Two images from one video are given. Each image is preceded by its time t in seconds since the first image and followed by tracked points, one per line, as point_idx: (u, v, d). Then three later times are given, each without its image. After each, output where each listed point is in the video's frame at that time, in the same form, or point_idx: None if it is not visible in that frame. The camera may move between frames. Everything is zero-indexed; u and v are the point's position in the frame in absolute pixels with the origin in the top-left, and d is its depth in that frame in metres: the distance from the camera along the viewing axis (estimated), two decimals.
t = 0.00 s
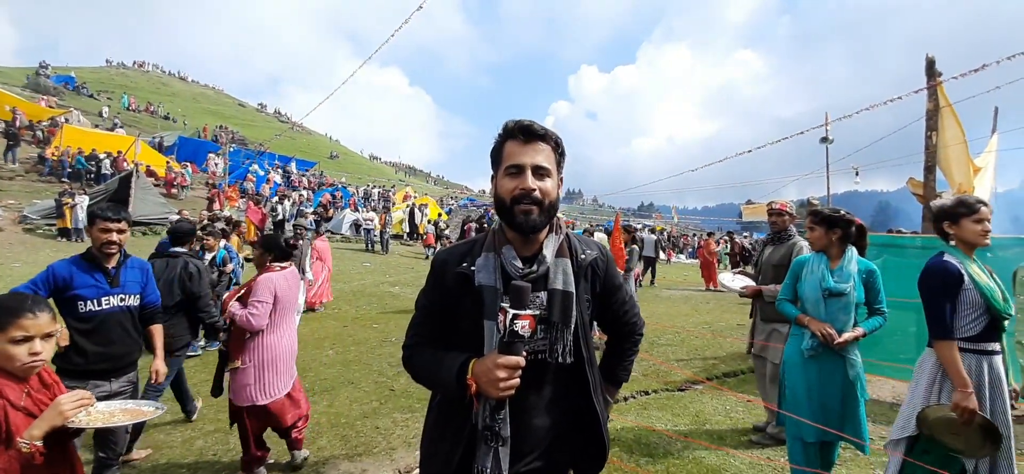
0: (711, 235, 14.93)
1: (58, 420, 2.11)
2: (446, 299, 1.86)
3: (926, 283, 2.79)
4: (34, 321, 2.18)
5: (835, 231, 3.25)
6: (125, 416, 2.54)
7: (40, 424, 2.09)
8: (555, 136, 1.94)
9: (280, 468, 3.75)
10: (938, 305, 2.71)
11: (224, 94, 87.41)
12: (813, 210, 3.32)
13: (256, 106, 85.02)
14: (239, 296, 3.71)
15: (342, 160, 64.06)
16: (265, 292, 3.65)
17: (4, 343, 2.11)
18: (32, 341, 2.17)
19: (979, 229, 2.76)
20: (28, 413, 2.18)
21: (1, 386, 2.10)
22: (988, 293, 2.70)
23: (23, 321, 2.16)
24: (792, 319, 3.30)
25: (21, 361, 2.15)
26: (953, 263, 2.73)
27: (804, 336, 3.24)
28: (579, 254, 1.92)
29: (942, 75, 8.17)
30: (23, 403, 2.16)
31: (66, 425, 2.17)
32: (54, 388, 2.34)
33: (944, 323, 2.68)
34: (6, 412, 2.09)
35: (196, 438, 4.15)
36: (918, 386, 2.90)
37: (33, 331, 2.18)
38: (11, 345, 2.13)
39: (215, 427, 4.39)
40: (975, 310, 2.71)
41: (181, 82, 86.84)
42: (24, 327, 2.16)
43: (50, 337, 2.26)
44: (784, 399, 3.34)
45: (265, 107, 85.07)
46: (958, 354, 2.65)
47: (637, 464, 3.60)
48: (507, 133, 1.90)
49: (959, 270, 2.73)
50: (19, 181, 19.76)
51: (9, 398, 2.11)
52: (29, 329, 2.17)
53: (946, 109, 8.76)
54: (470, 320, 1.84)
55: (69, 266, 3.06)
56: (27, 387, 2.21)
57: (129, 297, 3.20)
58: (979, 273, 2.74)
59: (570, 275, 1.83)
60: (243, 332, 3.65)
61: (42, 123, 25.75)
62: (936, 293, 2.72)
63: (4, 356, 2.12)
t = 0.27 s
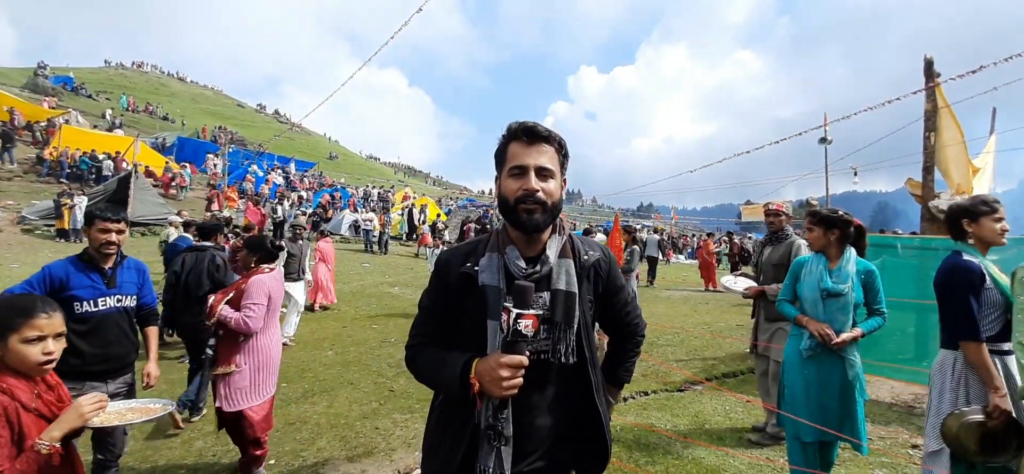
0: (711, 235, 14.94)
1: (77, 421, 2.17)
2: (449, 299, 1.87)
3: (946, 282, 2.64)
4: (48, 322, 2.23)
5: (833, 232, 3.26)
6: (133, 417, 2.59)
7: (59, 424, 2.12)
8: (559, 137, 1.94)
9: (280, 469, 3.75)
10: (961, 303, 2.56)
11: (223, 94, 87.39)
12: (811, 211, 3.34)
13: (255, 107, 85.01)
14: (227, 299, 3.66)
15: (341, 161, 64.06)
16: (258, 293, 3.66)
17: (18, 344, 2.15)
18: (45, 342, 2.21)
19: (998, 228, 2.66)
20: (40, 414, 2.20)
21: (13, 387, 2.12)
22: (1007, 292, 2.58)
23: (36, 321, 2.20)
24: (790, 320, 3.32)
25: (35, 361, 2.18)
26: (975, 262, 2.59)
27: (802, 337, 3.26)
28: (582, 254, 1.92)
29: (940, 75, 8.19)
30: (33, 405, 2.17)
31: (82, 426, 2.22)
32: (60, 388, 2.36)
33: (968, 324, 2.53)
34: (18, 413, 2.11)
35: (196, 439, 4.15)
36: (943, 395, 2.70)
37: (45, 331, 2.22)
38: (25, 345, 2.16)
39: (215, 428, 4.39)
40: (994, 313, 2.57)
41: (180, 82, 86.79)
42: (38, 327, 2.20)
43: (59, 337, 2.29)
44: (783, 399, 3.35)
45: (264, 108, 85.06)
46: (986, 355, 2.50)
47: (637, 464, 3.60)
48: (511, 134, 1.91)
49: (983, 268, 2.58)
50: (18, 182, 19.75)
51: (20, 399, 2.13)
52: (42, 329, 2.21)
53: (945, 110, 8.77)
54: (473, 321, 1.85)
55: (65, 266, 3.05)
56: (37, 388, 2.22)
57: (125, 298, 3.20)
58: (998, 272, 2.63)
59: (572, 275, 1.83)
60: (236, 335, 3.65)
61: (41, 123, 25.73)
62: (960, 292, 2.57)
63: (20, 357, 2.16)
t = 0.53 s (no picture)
0: (711, 236, 14.95)
1: (92, 421, 2.17)
2: (451, 299, 1.87)
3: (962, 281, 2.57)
4: (58, 323, 2.23)
5: (831, 233, 3.27)
6: (142, 415, 2.65)
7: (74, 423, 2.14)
8: (560, 138, 1.94)
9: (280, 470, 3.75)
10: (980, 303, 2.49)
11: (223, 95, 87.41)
12: (811, 211, 3.34)
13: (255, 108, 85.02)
14: (216, 302, 3.69)
15: (341, 162, 64.08)
16: (250, 292, 3.72)
17: (29, 345, 2.15)
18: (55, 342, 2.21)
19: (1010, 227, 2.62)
20: (50, 413, 2.23)
21: (24, 387, 2.15)
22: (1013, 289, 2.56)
23: (48, 322, 2.20)
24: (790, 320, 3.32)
25: (45, 362, 2.19)
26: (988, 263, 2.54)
27: (802, 337, 3.26)
28: (584, 255, 1.91)
29: (940, 76, 8.20)
30: (45, 404, 2.21)
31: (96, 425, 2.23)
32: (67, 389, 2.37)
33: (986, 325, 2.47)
34: (30, 413, 2.14)
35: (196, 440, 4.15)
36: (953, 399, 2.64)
37: (56, 331, 2.23)
38: (36, 346, 2.17)
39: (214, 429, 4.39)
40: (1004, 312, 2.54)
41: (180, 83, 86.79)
42: (49, 328, 2.20)
43: (67, 338, 2.30)
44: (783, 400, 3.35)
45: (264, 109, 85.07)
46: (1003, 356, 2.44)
47: (638, 465, 3.60)
48: (513, 135, 1.91)
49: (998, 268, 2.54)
50: (18, 183, 19.75)
51: (32, 398, 2.16)
52: (54, 330, 2.21)
53: (944, 110, 8.78)
54: (475, 321, 1.85)
55: (57, 268, 3.05)
56: (47, 388, 2.25)
57: (118, 299, 3.20)
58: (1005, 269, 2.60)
59: (574, 276, 1.83)
60: (229, 336, 3.65)
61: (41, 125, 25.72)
62: (976, 293, 2.51)
63: (30, 359, 2.16)
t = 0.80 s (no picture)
0: (711, 236, 14.95)
1: (102, 422, 2.21)
2: (452, 299, 1.87)
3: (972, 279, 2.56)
4: (69, 323, 2.27)
5: (829, 233, 3.27)
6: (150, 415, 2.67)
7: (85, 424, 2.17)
8: (560, 138, 1.93)
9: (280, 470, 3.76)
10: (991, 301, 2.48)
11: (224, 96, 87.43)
12: (810, 211, 3.34)
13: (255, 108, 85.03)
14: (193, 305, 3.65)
15: (342, 162, 64.11)
16: (228, 294, 3.71)
17: (41, 345, 2.18)
18: (65, 343, 2.25)
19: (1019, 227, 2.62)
20: (58, 415, 2.23)
21: (33, 389, 2.16)
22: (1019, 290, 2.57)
23: (59, 323, 2.24)
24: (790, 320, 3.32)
25: (56, 362, 2.22)
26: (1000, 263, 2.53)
27: (802, 337, 3.25)
28: (585, 255, 1.91)
29: (939, 75, 8.19)
30: (53, 406, 2.20)
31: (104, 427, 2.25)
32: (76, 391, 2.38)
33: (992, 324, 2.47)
34: (39, 414, 2.14)
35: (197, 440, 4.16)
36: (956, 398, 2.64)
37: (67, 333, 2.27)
38: (48, 346, 2.20)
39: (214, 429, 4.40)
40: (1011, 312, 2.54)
41: (180, 83, 86.80)
42: (60, 328, 2.24)
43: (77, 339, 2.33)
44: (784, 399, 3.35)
45: (264, 109, 85.08)
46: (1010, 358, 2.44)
47: (638, 465, 3.60)
48: (513, 136, 1.91)
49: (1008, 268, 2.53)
50: (19, 184, 19.75)
51: (41, 399, 2.16)
52: (65, 330, 2.25)
53: (944, 110, 8.78)
54: (475, 321, 1.85)
55: (43, 270, 3.05)
56: (55, 390, 2.25)
57: (104, 302, 3.18)
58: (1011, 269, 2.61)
59: (575, 276, 1.83)
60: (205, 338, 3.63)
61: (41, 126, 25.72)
62: (987, 290, 2.50)
63: (42, 359, 2.19)
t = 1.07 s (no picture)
0: (711, 236, 14.95)
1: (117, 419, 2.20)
2: (453, 300, 1.86)
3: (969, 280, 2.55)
4: (75, 320, 2.29)
5: (828, 232, 3.27)
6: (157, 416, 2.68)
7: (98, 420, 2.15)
8: (561, 139, 1.93)
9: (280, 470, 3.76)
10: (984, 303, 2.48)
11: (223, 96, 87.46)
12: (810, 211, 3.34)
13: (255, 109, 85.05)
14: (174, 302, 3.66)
15: (342, 163, 64.13)
16: (207, 290, 3.73)
17: (48, 342, 2.20)
18: (72, 340, 2.28)
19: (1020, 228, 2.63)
20: (67, 413, 2.23)
21: (42, 386, 2.16)
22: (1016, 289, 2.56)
23: (65, 320, 2.26)
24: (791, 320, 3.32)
25: (63, 359, 2.23)
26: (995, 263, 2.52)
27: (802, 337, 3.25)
28: (586, 257, 1.91)
29: (939, 75, 8.20)
30: (61, 403, 2.21)
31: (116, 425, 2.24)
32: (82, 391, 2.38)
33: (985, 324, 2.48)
34: (48, 412, 2.14)
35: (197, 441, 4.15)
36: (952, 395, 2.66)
37: (73, 330, 2.29)
38: (55, 343, 2.22)
39: (215, 429, 4.40)
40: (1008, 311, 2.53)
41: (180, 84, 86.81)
42: (67, 325, 2.27)
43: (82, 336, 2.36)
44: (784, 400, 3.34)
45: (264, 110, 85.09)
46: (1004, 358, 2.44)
47: (638, 465, 3.60)
48: (514, 137, 1.90)
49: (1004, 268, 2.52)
50: (19, 184, 19.74)
51: (49, 396, 2.16)
52: (71, 327, 2.28)
53: (944, 110, 8.79)
54: (476, 322, 1.85)
55: (31, 275, 3.03)
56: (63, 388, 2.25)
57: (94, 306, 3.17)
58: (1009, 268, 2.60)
59: (576, 278, 1.84)
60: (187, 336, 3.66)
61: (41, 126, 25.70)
62: (984, 290, 2.48)
63: (49, 356, 2.20)
